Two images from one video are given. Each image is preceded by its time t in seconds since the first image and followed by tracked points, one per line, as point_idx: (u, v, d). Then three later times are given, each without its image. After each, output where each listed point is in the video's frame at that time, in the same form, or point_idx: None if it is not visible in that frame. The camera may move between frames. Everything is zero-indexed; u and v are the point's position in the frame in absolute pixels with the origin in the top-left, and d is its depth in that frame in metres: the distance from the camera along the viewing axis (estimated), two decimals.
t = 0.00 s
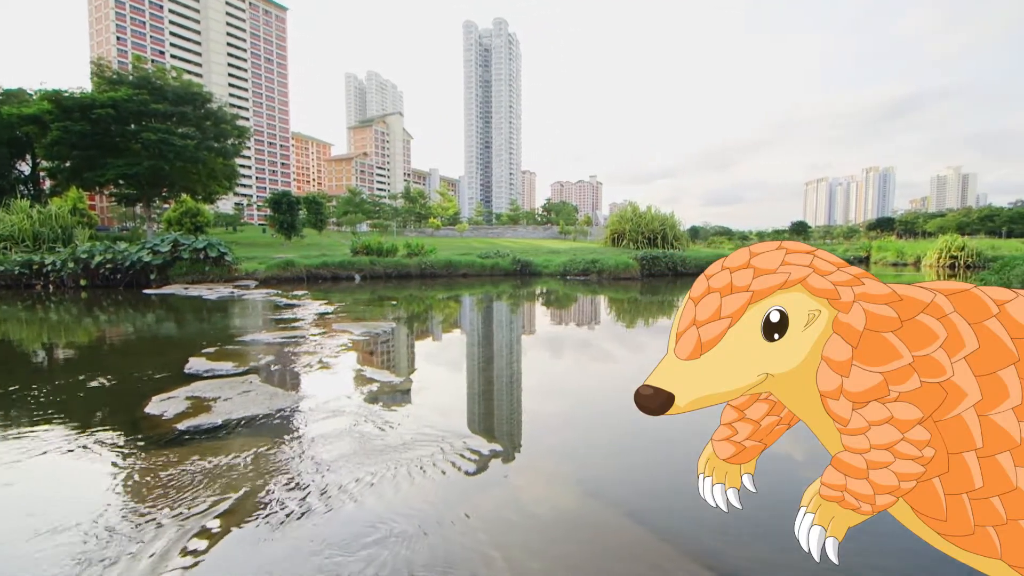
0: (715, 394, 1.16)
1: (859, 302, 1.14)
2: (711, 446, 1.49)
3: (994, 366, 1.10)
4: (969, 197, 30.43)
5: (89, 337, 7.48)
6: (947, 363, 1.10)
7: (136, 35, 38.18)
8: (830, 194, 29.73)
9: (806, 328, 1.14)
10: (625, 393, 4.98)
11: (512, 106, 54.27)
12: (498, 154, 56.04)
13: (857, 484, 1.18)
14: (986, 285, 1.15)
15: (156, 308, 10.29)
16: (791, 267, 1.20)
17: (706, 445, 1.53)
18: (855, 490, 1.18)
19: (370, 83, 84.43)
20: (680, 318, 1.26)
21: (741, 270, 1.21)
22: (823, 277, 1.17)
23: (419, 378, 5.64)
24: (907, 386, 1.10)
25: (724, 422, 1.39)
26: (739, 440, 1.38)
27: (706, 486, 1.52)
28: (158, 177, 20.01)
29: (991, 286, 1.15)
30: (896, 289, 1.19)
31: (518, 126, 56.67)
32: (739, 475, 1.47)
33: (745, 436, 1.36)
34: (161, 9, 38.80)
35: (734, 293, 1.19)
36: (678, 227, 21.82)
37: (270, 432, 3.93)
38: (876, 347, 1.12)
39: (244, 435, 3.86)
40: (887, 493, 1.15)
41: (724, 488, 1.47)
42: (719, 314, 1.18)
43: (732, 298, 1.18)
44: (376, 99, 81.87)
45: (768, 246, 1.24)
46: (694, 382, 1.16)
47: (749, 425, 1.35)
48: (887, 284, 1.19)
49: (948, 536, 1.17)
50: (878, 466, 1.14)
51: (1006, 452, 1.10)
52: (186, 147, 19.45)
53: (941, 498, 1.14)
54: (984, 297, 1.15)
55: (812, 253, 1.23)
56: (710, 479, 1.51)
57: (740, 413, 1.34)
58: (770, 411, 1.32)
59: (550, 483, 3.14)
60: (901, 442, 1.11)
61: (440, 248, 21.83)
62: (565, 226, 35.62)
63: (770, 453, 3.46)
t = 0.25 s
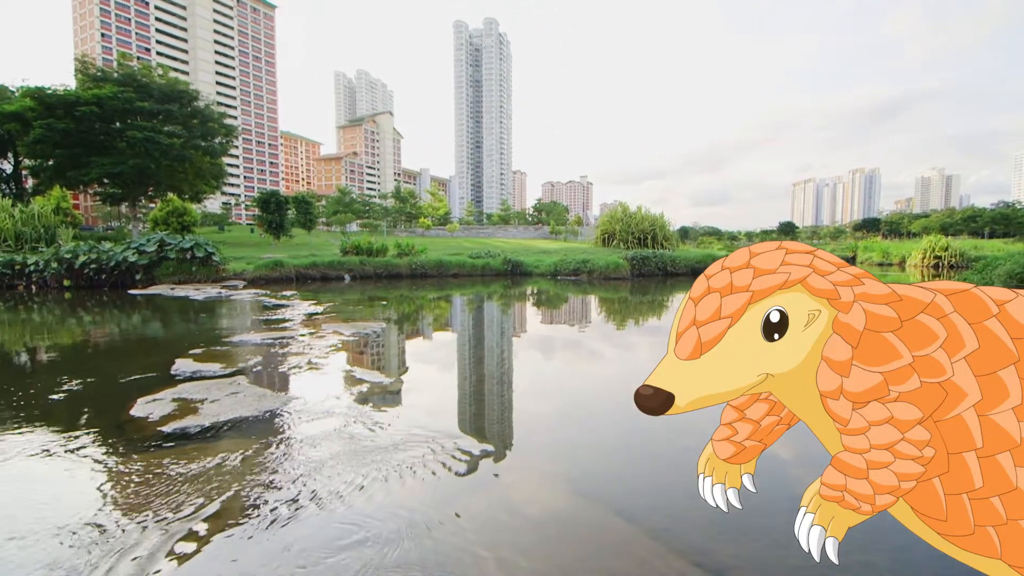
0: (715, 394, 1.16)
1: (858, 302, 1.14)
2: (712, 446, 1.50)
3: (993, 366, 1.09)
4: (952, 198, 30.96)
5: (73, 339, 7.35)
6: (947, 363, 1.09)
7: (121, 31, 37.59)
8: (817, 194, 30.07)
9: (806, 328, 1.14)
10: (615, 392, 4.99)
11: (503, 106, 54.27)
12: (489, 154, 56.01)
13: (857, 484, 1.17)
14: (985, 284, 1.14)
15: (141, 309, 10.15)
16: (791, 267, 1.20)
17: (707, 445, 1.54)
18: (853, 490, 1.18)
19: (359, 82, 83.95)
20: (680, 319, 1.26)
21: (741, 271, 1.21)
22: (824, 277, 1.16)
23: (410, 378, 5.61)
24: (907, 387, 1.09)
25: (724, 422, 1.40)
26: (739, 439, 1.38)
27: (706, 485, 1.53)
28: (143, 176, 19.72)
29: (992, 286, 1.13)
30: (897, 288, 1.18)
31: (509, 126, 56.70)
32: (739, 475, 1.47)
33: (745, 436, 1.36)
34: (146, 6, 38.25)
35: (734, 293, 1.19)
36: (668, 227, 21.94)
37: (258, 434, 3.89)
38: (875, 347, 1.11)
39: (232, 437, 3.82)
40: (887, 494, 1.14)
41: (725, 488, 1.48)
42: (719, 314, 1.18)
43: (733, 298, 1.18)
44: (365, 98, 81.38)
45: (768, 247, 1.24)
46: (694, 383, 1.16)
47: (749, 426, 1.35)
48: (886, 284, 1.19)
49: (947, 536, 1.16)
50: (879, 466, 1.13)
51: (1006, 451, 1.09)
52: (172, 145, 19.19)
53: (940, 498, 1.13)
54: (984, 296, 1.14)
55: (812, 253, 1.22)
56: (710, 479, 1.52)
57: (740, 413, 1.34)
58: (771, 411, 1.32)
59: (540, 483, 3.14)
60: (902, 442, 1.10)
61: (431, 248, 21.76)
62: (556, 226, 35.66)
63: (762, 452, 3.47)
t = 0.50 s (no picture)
0: (716, 393, 1.16)
1: (859, 302, 1.14)
2: (712, 447, 1.50)
3: (993, 366, 1.09)
4: (934, 199, 31.55)
5: (53, 340, 7.20)
6: (948, 363, 1.10)
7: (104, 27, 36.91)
8: (803, 195, 30.53)
9: (806, 328, 1.14)
10: (605, 392, 5.00)
11: (492, 106, 54.28)
12: (478, 154, 55.94)
13: (857, 484, 1.17)
14: (985, 285, 1.15)
15: (125, 310, 9.98)
16: (791, 267, 1.20)
17: (707, 445, 1.54)
18: (854, 490, 1.18)
19: (348, 81, 83.44)
20: (680, 319, 1.26)
21: (741, 271, 1.22)
22: (824, 277, 1.17)
23: (399, 378, 5.58)
24: (907, 386, 1.10)
25: (724, 422, 1.40)
26: (739, 439, 1.38)
27: (706, 486, 1.53)
28: (127, 175, 19.40)
29: (991, 286, 1.14)
30: (896, 288, 1.19)
31: (498, 126, 56.71)
32: (739, 476, 1.48)
33: (745, 436, 1.37)
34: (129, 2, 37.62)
35: (734, 293, 1.19)
36: (656, 227, 22.06)
37: (246, 436, 3.84)
38: (876, 347, 1.12)
39: (218, 439, 3.77)
40: (887, 494, 1.15)
41: (724, 488, 1.48)
42: (719, 314, 1.18)
43: (733, 298, 1.19)
44: (353, 97, 80.82)
45: (769, 246, 1.25)
46: (693, 383, 1.16)
47: (749, 425, 1.35)
48: (886, 284, 1.19)
49: (948, 536, 1.16)
50: (879, 466, 1.13)
51: (1004, 451, 1.10)
52: (156, 143, 18.89)
53: (941, 498, 1.13)
54: (984, 297, 1.15)
55: (812, 253, 1.23)
56: (710, 479, 1.52)
57: (740, 413, 1.35)
58: (770, 411, 1.32)
59: (530, 482, 3.13)
60: (902, 442, 1.11)
61: (420, 248, 21.67)
62: (545, 226, 35.71)
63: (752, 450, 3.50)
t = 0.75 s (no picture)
0: (715, 394, 1.17)
1: (858, 303, 1.15)
2: (712, 447, 1.51)
3: (993, 365, 1.10)
4: (916, 201, 32.08)
5: (32, 342, 7.04)
6: (947, 364, 1.11)
7: (85, 23, 36.21)
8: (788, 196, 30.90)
9: (806, 328, 1.15)
10: (594, 392, 5.01)
11: (481, 106, 54.21)
12: (467, 154, 55.82)
13: (857, 484, 1.18)
14: (985, 284, 1.16)
15: (107, 310, 9.80)
16: (791, 267, 1.21)
17: (706, 445, 1.55)
18: (855, 489, 1.19)
19: (335, 80, 82.73)
20: (681, 319, 1.27)
21: (741, 271, 1.22)
22: (824, 277, 1.17)
23: (388, 379, 5.54)
24: (907, 387, 1.11)
25: (724, 422, 1.40)
26: (738, 439, 1.39)
27: (706, 486, 1.54)
28: (108, 174, 19.06)
29: (991, 286, 1.15)
30: (896, 289, 1.20)
31: (487, 126, 56.65)
32: (739, 475, 1.49)
33: (745, 436, 1.37)
34: None
35: (734, 293, 1.20)
36: (645, 227, 22.18)
37: (231, 438, 3.79)
38: (875, 347, 1.12)
39: (202, 441, 3.72)
40: (887, 493, 1.15)
41: (724, 488, 1.49)
42: (720, 314, 1.18)
43: (732, 298, 1.19)
44: (341, 96, 80.25)
45: (769, 246, 1.25)
46: (694, 383, 1.16)
47: (749, 426, 1.36)
48: (886, 284, 1.20)
49: (947, 536, 1.17)
50: (879, 466, 1.14)
51: (1005, 451, 1.10)
52: (139, 142, 18.58)
53: (941, 498, 1.14)
54: (984, 296, 1.15)
55: (811, 253, 1.24)
56: (709, 478, 1.53)
57: (740, 413, 1.35)
58: (771, 411, 1.33)
59: (519, 483, 3.12)
60: (902, 442, 1.12)
61: (409, 248, 21.57)
62: (534, 226, 35.75)
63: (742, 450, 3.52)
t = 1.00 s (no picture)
0: (715, 394, 1.17)
1: (858, 302, 1.15)
2: (712, 447, 1.51)
3: (994, 366, 1.10)
4: (901, 202, 32.51)
5: (13, 344, 6.92)
6: (948, 363, 1.11)
7: (68, 19, 35.59)
8: (776, 197, 31.19)
9: (806, 328, 1.15)
10: (584, 391, 5.01)
11: (472, 106, 54.11)
12: (458, 153, 55.68)
13: (857, 484, 1.19)
14: (985, 284, 1.16)
15: (90, 311, 9.64)
16: (791, 267, 1.21)
17: (707, 446, 1.55)
18: (854, 489, 1.20)
19: (324, 78, 82.13)
20: (680, 319, 1.27)
21: (741, 271, 1.22)
22: (824, 277, 1.18)
23: (378, 380, 5.51)
24: (907, 386, 1.11)
25: (724, 422, 1.41)
26: (739, 439, 1.39)
27: (706, 485, 1.54)
28: (92, 172, 18.77)
29: (991, 286, 1.15)
30: (895, 289, 1.20)
31: (477, 125, 56.55)
32: (739, 476, 1.49)
33: (745, 436, 1.37)
34: None
35: (735, 293, 1.20)
36: (635, 228, 22.27)
37: (218, 440, 3.74)
38: (875, 347, 1.13)
39: (188, 443, 3.66)
40: (887, 493, 1.16)
41: (724, 488, 1.50)
42: (720, 314, 1.19)
43: (732, 298, 1.20)
44: (330, 94, 79.69)
45: (769, 246, 1.26)
46: (694, 383, 1.17)
47: (749, 425, 1.36)
48: (885, 284, 1.20)
49: (948, 536, 1.18)
50: (879, 466, 1.15)
51: (1005, 451, 1.11)
52: (124, 140, 18.31)
53: (941, 498, 1.15)
54: (983, 297, 1.15)
55: (811, 253, 1.24)
56: (710, 479, 1.53)
57: (740, 414, 1.36)
58: (771, 411, 1.33)
59: (509, 482, 3.12)
60: (901, 442, 1.12)
61: (399, 248, 21.46)
62: (525, 226, 35.77)
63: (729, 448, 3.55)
